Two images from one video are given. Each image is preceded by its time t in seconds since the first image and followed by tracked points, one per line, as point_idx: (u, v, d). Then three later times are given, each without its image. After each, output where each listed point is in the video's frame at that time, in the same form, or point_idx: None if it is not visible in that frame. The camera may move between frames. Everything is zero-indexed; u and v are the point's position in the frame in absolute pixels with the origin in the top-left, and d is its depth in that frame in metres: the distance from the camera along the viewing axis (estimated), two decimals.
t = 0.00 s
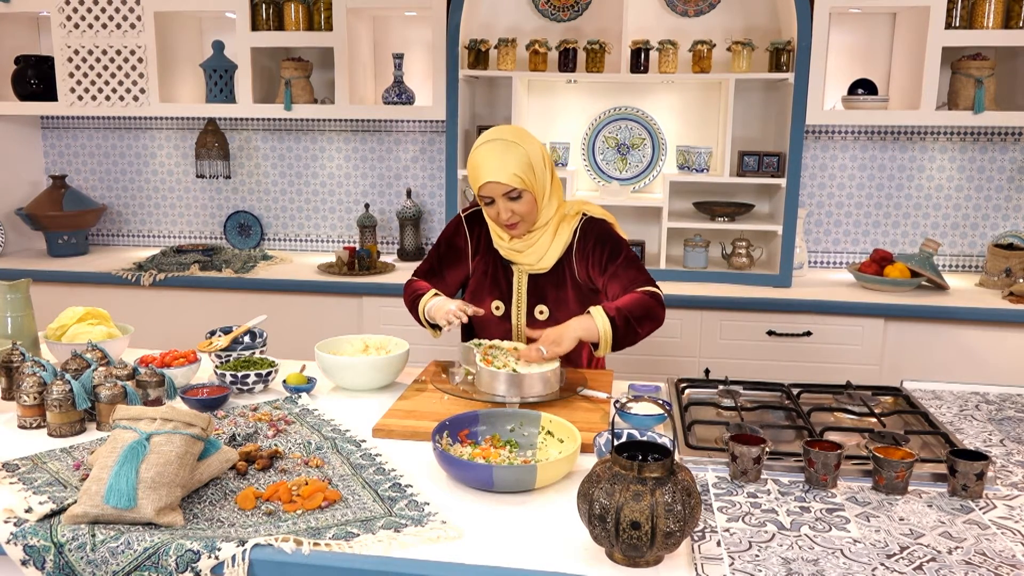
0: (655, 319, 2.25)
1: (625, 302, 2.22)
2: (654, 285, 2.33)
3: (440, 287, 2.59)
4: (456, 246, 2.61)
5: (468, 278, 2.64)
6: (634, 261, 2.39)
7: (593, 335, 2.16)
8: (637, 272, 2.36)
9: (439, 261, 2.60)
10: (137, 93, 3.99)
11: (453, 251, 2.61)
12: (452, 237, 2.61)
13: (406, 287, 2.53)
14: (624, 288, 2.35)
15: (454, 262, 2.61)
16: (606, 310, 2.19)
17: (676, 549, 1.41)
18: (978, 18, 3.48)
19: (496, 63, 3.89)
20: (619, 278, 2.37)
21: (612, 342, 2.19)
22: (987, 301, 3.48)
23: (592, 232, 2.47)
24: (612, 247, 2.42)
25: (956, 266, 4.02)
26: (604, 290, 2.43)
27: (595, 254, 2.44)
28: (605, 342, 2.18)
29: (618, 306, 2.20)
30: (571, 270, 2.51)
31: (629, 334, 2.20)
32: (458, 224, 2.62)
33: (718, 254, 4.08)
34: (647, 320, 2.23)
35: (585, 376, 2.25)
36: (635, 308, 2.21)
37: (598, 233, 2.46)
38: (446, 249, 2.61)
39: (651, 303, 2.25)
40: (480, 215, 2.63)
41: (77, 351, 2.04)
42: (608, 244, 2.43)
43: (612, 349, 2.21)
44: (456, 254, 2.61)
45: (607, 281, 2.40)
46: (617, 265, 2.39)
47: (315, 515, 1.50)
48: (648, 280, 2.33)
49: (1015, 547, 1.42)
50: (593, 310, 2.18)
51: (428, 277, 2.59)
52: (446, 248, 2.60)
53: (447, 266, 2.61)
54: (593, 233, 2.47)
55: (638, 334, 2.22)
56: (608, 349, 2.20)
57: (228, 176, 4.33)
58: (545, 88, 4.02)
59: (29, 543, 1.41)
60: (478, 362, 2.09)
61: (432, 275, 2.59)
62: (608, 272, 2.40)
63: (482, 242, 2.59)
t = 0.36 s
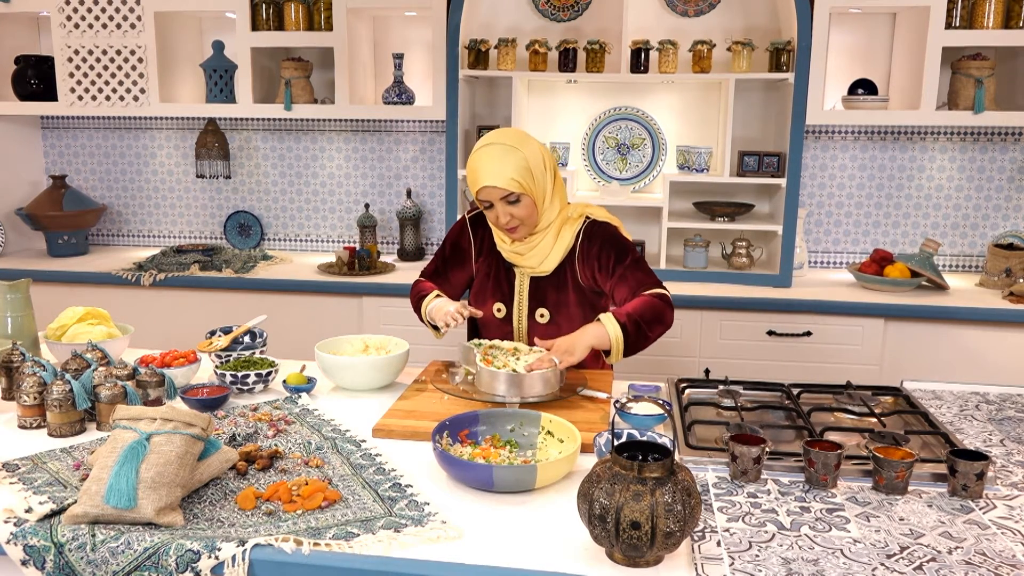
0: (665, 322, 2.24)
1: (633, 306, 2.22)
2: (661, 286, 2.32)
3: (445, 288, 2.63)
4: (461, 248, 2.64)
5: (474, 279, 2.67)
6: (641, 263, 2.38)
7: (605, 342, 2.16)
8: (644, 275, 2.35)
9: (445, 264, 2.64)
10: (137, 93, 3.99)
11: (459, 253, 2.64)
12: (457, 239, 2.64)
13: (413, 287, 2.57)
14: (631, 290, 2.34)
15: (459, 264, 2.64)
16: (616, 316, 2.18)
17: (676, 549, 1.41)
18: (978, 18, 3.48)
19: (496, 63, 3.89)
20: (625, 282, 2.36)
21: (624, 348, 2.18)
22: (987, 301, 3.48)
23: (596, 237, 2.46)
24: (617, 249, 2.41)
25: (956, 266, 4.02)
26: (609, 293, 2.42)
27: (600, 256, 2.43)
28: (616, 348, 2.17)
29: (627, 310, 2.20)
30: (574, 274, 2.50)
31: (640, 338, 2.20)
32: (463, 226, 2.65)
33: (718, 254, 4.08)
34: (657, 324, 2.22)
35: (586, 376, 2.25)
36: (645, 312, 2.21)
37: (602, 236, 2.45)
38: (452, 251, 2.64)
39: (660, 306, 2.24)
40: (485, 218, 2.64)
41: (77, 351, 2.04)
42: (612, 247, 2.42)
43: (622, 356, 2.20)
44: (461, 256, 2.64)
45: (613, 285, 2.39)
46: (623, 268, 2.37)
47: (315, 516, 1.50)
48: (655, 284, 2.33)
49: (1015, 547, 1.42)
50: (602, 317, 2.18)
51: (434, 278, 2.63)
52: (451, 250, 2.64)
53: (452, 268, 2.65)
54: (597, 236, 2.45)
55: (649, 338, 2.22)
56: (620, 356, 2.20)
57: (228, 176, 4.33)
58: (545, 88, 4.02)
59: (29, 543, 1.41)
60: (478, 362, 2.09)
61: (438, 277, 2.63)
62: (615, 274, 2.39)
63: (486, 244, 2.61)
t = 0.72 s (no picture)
0: (667, 324, 2.25)
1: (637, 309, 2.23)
2: (663, 289, 2.33)
3: (448, 286, 2.64)
4: (463, 247, 2.64)
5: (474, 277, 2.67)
6: (643, 266, 2.38)
7: (609, 344, 2.17)
8: (647, 278, 2.36)
9: (446, 262, 2.64)
10: (137, 93, 3.99)
11: (460, 252, 2.64)
12: (458, 238, 2.64)
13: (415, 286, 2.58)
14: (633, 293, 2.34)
15: (460, 262, 2.65)
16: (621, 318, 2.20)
17: (676, 549, 1.41)
18: (978, 18, 3.48)
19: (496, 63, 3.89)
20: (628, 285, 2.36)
21: (628, 349, 2.19)
22: (987, 301, 3.48)
23: (597, 238, 2.46)
24: (619, 252, 2.41)
25: (956, 266, 4.02)
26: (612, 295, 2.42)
27: (602, 258, 2.44)
28: (621, 349, 2.18)
29: (631, 313, 2.21)
30: (574, 275, 2.50)
31: (643, 341, 2.20)
32: (464, 225, 2.66)
33: (718, 254, 4.08)
34: (661, 326, 2.23)
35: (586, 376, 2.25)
36: (648, 315, 2.22)
37: (603, 239, 2.45)
38: (454, 250, 2.64)
39: (662, 308, 2.25)
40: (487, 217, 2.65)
41: (77, 351, 2.04)
42: (615, 250, 2.42)
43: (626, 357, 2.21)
44: (463, 254, 2.64)
45: (615, 288, 2.40)
46: (626, 271, 2.38)
47: (315, 515, 1.50)
48: (658, 287, 2.33)
49: (1015, 547, 1.42)
50: (607, 319, 2.19)
51: (436, 277, 2.64)
52: (452, 248, 2.65)
53: (453, 266, 2.65)
54: (599, 238, 2.46)
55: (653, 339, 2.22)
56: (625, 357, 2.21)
57: (228, 176, 4.33)
58: (545, 88, 4.02)
59: (29, 543, 1.41)
60: (478, 362, 2.09)
61: (440, 275, 2.64)
62: (617, 277, 2.40)
63: (487, 242, 2.61)
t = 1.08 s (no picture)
0: (665, 321, 2.26)
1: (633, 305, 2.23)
2: (661, 285, 2.34)
3: (447, 285, 2.63)
4: (463, 244, 2.63)
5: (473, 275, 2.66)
6: (641, 264, 2.38)
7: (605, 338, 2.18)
8: (644, 276, 2.36)
9: (445, 260, 2.63)
10: (137, 93, 3.99)
11: (460, 249, 2.63)
12: (458, 235, 2.63)
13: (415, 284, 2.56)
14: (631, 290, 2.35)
15: (459, 260, 2.64)
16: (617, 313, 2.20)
17: (677, 549, 1.41)
18: (978, 18, 3.48)
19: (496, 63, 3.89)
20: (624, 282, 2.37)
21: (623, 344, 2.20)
22: (987, 301, 3.48)
23: (596, 235, 2.46)
24: (617, 248, 2.41)
25: (956, 266, 4.02)
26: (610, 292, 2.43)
27: (600, 255, 2.44)
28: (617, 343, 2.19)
29: (627, 309, 2.22)
30: (574, 271, 2.50)
31: (639, 337, 2.22)
32: (464, 222, 2.65)
33: (718, 254, 4.08)
34: (657, 322, 2.24)
35: (586, 376, 2.25)
36: (644, 311, 2.23)
37: (602, 236, 2.45)
38: (453, 247, 2.64)
39: (659, 305, 2.26)
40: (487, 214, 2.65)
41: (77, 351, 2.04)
42: (614, 247, 2.42)
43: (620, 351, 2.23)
44: (462, 251, 2.63)
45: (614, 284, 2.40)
46: (624, 268, 2.38)
47: (315, 515, 1.50)
48: (655, 284, 2.34)
49: (1015, 547, 1.42)
50: (603, 314, 2.20)
51: (434, 276, 2.62)
52: (451, 246, 2.64)
53: (452, 264, 2.64)
54: (597, 235, 2.46)
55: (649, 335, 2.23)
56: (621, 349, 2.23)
57: (228, 176, 4.33)
58: (545, 88, 4.02)
59: (29, 543, 1.41)
60: (479, 362, 2.09)
61: (440, 273, 2.62)
62: (616, 273, 2.40)
63: (487, 239, 2.61)
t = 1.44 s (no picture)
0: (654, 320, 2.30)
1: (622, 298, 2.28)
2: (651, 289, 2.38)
3: (431, 279, 2.58)
4: (453, 239, 2.61)
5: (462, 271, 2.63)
6: (633, 269, 2.41)
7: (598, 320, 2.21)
8: (635, 279, 2.39)
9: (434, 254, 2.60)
10: (137, 93, 3.98)
11: (450, 243, 2.61)
12: (449, 230, 2.61)
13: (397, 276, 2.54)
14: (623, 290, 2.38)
15: (449, 254, 2.61)
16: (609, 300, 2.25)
17: (676, 549, 1.41)
18: (978, 18, 3.48)
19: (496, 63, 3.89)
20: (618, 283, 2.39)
21: (608, 334, 2.23)
22: (987, 301, 3.48)
23: (590, 234, 2.46)
24: (611, 247, 2.43)
25: (956, 266, 4.02)
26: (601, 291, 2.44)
27: (592, 256, 2.45)
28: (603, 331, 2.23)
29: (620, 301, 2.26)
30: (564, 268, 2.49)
31: (628, 331, 2.25)
32: (456, 217, 2.63)
33: (718, 254, 4.08)
34: (644, 320, 2.28)
35: (586, 376, 2.25)
36: (638, 307, 2.27)
37: (596, 236, 2.46)
38: (444, 241, 2.61)
39: (648, 305, 2.29)
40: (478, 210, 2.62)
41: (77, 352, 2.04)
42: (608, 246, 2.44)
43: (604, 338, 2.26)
44: (452, 246, 2.61)
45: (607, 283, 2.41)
46: (619, 269, 2.40)
47: (315, 516, 1.50)
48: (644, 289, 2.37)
49: (1015, 547, 1.42)
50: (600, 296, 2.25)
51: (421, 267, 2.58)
52: (441, 240, 2.61)
53: (441, 259, 2.60)
54: (590, 235, 2.46)
55: (634, 333, 2.27)
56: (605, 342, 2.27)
57: (228, 176, 4.33)
58: (545, 87, 4.02)
59: (29, 543, 1.41)
60: (479, 362, 2.08)
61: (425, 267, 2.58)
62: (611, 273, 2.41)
63: (478, 236, 2.59)
